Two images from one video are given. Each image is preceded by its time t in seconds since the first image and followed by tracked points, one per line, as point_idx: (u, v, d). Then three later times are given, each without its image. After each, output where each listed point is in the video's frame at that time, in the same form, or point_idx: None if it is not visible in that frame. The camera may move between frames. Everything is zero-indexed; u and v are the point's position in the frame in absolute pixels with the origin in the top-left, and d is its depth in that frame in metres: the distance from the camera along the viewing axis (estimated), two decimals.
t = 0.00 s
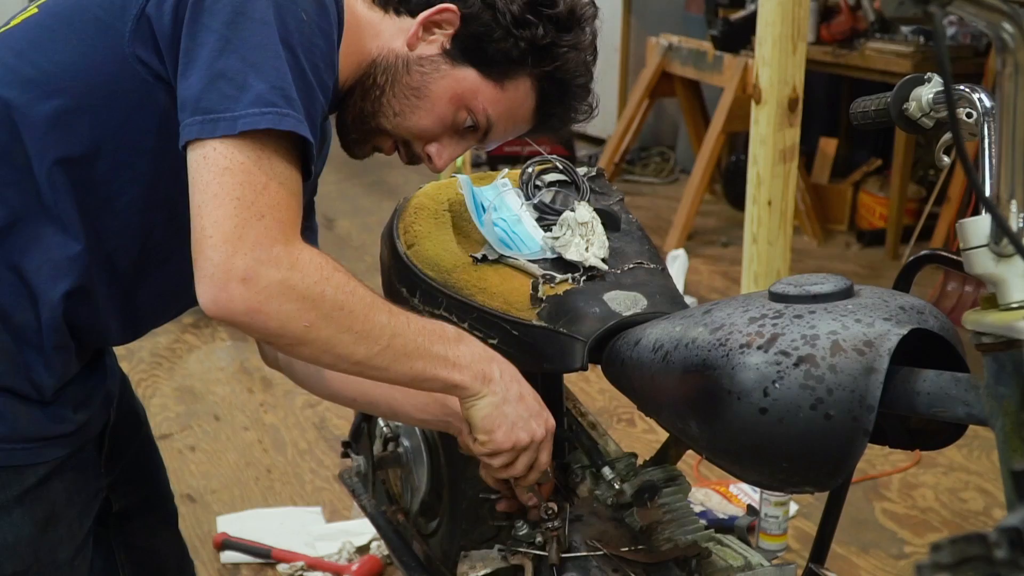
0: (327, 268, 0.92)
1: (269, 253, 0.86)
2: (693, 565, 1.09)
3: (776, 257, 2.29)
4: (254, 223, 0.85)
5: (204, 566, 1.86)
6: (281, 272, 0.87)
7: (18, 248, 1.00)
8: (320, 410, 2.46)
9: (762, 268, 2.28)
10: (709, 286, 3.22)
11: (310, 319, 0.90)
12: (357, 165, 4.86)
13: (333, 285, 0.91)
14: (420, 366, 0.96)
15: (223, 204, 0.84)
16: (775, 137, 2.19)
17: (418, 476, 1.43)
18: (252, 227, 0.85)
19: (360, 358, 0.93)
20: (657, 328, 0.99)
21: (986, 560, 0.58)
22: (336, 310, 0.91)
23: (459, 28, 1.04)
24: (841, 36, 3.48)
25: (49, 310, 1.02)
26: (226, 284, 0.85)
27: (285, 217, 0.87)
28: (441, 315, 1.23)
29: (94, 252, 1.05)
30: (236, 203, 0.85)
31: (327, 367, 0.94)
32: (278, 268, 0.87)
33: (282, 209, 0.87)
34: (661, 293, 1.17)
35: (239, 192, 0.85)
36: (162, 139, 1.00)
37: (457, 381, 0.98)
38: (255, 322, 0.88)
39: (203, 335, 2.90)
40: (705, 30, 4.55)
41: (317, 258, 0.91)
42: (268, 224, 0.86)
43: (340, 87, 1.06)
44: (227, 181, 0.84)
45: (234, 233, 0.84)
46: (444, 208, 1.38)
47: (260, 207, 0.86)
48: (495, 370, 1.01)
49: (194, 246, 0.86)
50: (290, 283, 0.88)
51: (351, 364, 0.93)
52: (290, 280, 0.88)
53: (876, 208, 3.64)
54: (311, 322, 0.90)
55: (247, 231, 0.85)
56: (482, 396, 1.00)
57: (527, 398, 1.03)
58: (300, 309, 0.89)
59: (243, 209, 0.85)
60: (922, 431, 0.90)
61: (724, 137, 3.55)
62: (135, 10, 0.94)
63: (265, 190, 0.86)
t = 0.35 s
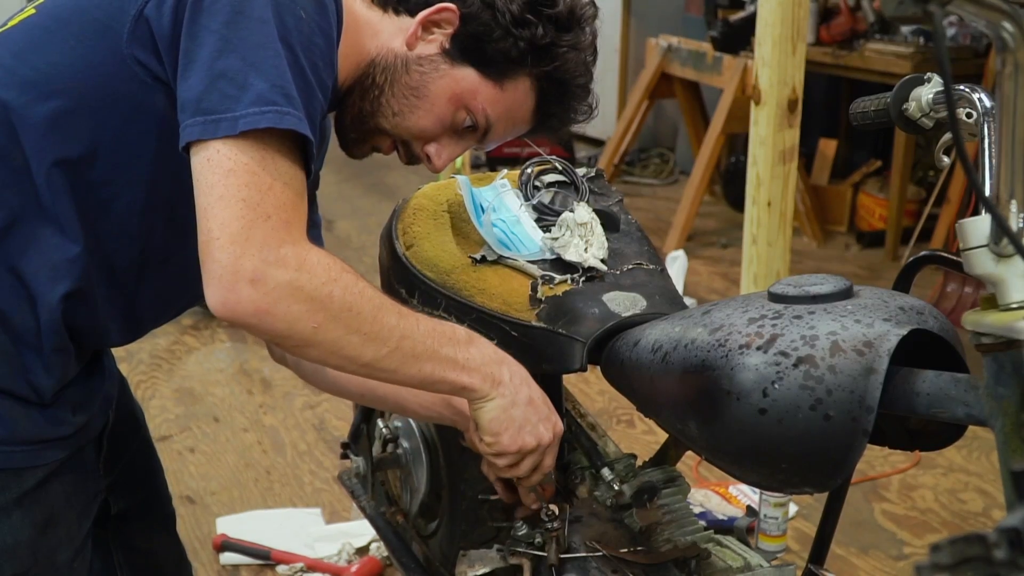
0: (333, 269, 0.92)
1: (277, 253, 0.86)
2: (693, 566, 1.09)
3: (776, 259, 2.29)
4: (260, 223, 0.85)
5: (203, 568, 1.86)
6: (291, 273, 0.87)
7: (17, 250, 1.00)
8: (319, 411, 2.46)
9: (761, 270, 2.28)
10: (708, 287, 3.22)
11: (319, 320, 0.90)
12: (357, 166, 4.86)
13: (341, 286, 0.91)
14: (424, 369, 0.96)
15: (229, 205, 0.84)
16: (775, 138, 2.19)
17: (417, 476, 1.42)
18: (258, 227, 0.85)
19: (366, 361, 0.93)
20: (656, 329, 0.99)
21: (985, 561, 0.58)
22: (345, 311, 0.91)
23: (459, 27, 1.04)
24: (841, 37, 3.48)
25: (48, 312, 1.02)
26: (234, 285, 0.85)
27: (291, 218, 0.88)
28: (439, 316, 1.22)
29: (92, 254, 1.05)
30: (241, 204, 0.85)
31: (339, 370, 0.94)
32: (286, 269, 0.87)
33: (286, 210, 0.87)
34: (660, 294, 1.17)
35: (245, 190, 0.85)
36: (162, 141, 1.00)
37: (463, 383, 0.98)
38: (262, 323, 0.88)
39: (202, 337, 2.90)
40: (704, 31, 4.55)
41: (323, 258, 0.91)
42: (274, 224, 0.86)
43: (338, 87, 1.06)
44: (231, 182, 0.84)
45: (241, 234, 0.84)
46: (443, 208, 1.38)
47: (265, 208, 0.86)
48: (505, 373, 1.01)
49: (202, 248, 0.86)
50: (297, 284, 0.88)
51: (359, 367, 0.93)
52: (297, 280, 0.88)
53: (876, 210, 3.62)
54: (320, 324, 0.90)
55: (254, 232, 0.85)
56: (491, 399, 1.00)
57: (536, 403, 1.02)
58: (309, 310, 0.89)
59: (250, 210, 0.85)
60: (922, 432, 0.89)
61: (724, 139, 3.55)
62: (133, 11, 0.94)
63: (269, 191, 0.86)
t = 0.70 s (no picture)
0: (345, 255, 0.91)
1: (295, 240, 0.86)
2: (691, 563, 1.07)
3: (775, 256, 2.29)
4: (277, 208, 0.85)
5: (203, 565, 1.86)
6: (308, 260, 0.87)
7: (12, 245, 1.00)
8: (318, 408, 2.46)
9: (760, 267, 2.28)
10: (707, 285, 3.22)
11: (336, 304, 0.89)
12: (356, 164, 4.86)
13: (356, 270, 0.91)
14: (425, 363, 0.96)
15: (244, 191, 0.84)
16: (774, 135, 2.19)
17: (416, 474, 1.42)
18: (275, 212, 0.85)
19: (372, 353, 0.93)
20: (655, 325, 0.99)
21: (984, 555, 0.58)
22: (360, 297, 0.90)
23: (456, 18, 1.04)
24: (841, 34, 3.47)
25: (45, 309, 1.02)
26: (255, 269, 0.85)
27: (305, 204, 0.87)
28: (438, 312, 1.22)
29: (88, 250, 1.04)
30: (257, 189, 0.84)
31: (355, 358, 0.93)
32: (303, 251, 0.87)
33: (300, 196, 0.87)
34: (659, 291, 1.17)
35: (260, 175, 0.84)
36: (160, 134, 1.00)
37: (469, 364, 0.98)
38: (282, 308, 0.87)
39: (201, 334, 2.90)
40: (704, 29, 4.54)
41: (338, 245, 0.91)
42: (290, 208, 0.85)
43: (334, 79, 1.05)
44: (246, 168, 0.84)
45: (258, 219, 0.84)
46: (441, 205, 1.38)
47: (280, 193, 0.85)
48: (508, 354, 1.03)
49: (217, 236, 0.85)
50: (315, 268, 0.87)
51: (374, 352, 0.93)
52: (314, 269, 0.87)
53: (874, 207, 3.65)
54: (338, 307, 0.89)
55: (272, 217, 0.84)
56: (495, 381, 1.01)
57: (539, 382, 1.05)
58: (327, 294, 0.89)
59: (264, 195, 0.84)
60: (920, 428, 0.89)
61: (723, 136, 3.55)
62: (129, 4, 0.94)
63: (282, 175, 0.85)
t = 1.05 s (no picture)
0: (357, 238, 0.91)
1: (328, 219, 0.86)
2: (689, 558, 1.08)
3: (774, 252, 2.28)
4: (313, 180, 0.84)
5: (201, 559, 1.86)
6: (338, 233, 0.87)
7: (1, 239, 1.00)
8: (316, 403, 2.46)
9: (758, 263, 2.28)
10: (706, 281, 3.22)
11: (366, 276, 0.90)
12: (355, 159, 4.85)
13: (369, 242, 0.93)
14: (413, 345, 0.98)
15: (280, 163, 0.83)
16: (773, 131, 2.19)
17: (414, 468, 1.42)
18: (312, 184, 0.84)
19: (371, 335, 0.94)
20: (654, 321, 0.98)
21: (984, 551, 0.58)
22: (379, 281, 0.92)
23: (448, 12, 1.02)
24: (840, 31, 3.46)
25: (33, 302, 1.02)
26: (298, 242, 0.84)
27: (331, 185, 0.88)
28: (437, 307, 1.22)
29: (77, 243, 1.04)
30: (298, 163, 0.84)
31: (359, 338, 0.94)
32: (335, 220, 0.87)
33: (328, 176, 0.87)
34: (658, 286, 1.17)
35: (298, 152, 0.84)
36: (148, 126, 1.00)
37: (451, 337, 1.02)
38: (323, 283, 0.87)
39: (200, 329, 2.90)
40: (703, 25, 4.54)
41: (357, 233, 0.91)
42: (322, 181, 0.85)
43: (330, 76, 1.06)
44: (276, 140, 0.83)
45: (299, 191, 0.83)
46: (441, 199, 1.38)
47: (311, 166, 0.85)
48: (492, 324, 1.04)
49: (250, 213, 0.83)
50: (349, 241, 0.88)
51: (385, 325, 0.94)
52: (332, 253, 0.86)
53: (873, 204, 3.64)
54: (368, 280, 0.90)
55: (310, 190, 0.84)
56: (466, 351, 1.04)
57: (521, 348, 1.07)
58: (358, 266, 0.89)
59: (300, 167, 0.84)
60: (919, 424, 0.89)
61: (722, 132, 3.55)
62: None
63: (308, 150, 0.85)
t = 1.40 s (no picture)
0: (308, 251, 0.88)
1: (268, 239, 0.83)
2: (692, 554, 1.08)
3: (774, 248, 2.28)
4: (254, 201, 0.82)
5: (201, 554, 1.86)
6: (279, 253, 0.84)
7: None
8: (316, 399, 2.45)
9: (758, 259, 2.28)
10: (706, 277, 3.22)
11: (314, 300, 0.87)
12: (354, 155, 4.85)
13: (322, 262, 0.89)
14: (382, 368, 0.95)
15: (220, 181, 0.81)
16: (774, 127, 2.18)
17: (415, 464, 1.42)
18: (251, 205, 0.82)
19: (327, 354, 0.91)
20: (657, 316, 0.98)
21: (991, 547, 0.57)
22: (331, 292, 0.89)
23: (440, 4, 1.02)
24: (840, 27, 3.46)
25: (15, 300, 1.03)
26: (230, 267, 0.81)
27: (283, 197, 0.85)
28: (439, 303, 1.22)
29: (60, 243, 1.05)
30: (242, 183, 0.82)
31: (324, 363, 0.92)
32: (275, 230, 0.83)
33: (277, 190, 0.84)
34: (661, 282, 1.17)
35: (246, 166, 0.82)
36: (122, 131, 0.99)
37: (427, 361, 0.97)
38: (264, 307, 0.84)
39: (199, 325, 2.89)
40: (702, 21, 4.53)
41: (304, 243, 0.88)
42: (264, 203, 0.83)
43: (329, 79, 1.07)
44: (223, 158, 0.81)
45: (235, 213, 0.81)
46: (442, 194, 1.37)
47: (257, 187, 0.82)
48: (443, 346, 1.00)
49: (188, 231, 0.81)
50: (293, 264, 0.85)
51: (345, 347, 0.91)
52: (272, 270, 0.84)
53: (872, 200, 3.65)
54: (314, 304, 0.87)
55: (249, 211, 0.81)
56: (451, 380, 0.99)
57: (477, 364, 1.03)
58: (304, 290, 0.86)
59: (246, 186, 0.82)
60: (923, 420, 0.89)
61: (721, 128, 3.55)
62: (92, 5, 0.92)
63: (256, 170, 0.83)
